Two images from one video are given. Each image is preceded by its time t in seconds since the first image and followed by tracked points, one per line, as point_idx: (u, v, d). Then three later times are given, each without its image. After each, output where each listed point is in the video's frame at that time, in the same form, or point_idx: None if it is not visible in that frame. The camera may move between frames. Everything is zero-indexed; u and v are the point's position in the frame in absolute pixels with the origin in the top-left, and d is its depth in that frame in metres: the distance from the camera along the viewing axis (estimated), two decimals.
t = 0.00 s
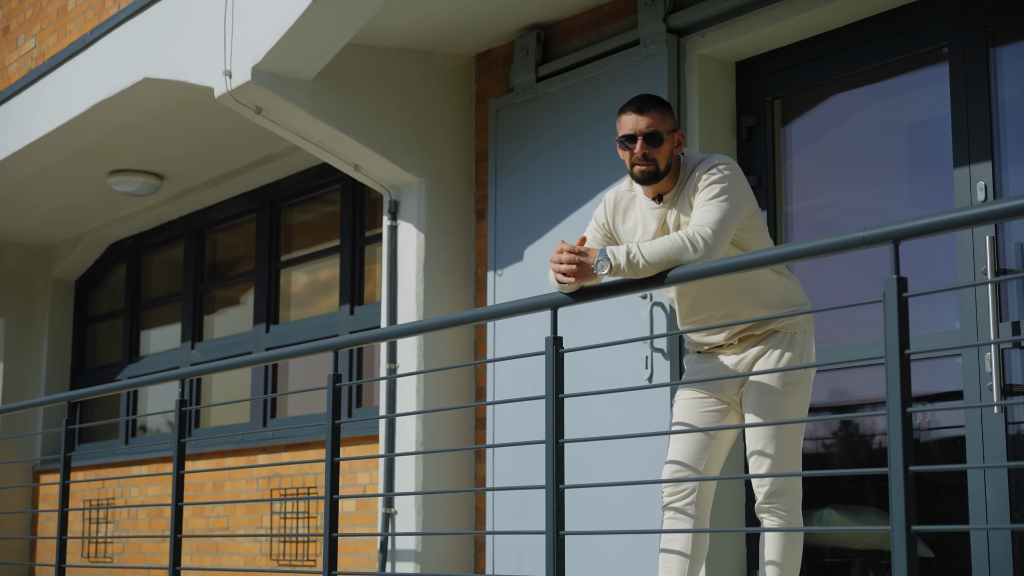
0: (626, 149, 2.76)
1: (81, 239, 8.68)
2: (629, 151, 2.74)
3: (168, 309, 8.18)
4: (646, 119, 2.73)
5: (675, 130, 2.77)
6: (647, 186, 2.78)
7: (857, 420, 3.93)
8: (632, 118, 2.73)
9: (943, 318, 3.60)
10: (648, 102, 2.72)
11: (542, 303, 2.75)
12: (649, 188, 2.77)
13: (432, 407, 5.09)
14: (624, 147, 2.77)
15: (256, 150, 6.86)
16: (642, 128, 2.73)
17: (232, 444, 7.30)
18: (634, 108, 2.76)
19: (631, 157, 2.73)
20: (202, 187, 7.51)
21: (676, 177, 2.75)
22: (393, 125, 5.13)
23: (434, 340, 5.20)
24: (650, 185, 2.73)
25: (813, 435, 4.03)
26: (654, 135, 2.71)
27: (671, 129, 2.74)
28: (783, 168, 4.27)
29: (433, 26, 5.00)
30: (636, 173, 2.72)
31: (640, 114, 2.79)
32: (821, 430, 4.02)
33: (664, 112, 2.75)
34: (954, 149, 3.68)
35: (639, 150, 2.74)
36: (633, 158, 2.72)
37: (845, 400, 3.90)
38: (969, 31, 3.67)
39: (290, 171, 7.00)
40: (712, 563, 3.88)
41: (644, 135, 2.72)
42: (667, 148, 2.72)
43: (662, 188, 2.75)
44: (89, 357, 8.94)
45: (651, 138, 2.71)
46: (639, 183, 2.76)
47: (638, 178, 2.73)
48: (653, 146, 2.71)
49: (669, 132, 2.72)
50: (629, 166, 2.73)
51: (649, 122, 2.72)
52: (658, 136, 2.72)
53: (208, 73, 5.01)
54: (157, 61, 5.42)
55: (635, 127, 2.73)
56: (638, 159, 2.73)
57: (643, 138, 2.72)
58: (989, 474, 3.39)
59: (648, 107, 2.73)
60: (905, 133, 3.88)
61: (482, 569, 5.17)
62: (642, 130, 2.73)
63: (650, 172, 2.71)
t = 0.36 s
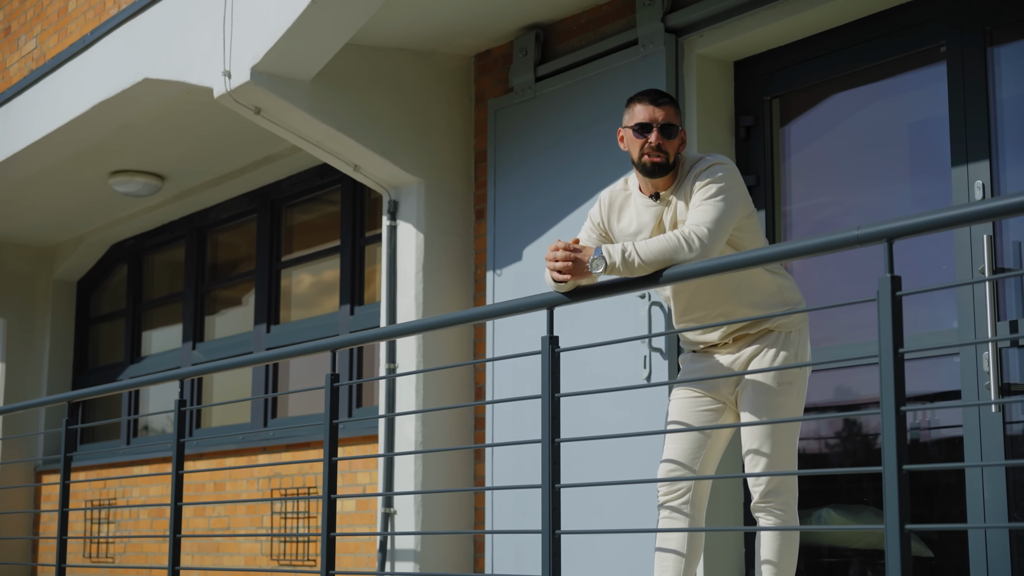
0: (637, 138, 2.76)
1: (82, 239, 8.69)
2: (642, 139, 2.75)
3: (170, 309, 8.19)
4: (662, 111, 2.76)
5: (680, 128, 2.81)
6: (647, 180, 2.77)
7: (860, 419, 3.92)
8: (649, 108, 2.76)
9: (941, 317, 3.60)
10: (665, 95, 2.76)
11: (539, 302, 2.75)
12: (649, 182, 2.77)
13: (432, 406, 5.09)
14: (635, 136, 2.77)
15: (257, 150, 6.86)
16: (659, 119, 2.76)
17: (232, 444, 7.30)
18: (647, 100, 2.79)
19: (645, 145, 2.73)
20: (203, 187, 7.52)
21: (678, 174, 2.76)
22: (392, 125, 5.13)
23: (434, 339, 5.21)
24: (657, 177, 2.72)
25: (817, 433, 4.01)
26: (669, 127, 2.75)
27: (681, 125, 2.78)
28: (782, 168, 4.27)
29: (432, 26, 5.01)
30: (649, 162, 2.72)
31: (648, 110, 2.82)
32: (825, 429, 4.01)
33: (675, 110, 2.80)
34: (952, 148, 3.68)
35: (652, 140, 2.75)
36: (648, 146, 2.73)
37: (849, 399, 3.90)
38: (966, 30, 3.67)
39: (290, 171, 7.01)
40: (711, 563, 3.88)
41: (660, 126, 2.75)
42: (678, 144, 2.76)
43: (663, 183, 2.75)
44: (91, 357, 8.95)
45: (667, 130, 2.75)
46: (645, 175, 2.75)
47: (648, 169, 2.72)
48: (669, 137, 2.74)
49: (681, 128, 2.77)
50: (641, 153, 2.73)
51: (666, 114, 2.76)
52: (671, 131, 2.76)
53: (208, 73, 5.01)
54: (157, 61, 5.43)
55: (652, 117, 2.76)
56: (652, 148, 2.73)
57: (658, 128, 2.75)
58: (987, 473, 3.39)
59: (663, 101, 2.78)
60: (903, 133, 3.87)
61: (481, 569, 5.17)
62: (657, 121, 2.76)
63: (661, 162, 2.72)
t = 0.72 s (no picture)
0: (635, 140, 2.75)
1: (85, 239, 8.70)
2: (641, 141, 2.74)
3: (172, 308, 8.20)
4: (659, 112, 2.75)
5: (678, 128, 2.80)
6: (647, 181, 2.77)
7: (863, 417, 3.92)
8: (647, 109, 2.74)
9: (940, 316, 3.61)
10: (663, 96, 2.74)
11: (537, 301, 2.75)
12: (649, 183, 2.77)
13: (432, 405, 5.10)
14: (633, 138, 2.76)
15: (259, 150, 6.87)
16: (656, 121, 2.74)
17: (234, 443, 7.32)
18: (643, 101, 2.77)
19: (645, 148, 2.72)
20: (206, 187, 7.53)
21: (677, 174, 2.76)
22: (393, 124, 5.14)
23: (434, 338, 5.21)
24: (658, 178, 2.72)
25: (821, 432, 4.01)
26: (667, 128, 2.74)
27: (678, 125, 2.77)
28: (782, 168, 4.27)
29: (432, 26, 5.01)
30: (648, 164, 2.71)
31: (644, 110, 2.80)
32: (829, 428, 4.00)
33: (672, 110, 2.79)
34: (951, 146, 3.68)
35: (651, 142, 2.74)
36: (647, 148, 2.72)
37: (854, 398, 3.90)
38: (965, 29, 3.67)
39: (292, 171, 7.02)
40: (711, 562, 3.88)
41: (657, 127, 2.74)
42: (677, 144, 2.75)
43: (663, 184, 2.75)
44: (94, 356, 8.97)
45: (666, 131, 2.73)
46: (645, 176, 2.74)
47: (648, 171, 2.72)
48: (667, 139, 2.73)
49: (680, 128, 2.76)
50: (641, 156, 2.72)
51: (663, 115, 2.75)
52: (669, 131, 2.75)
53: (209, 73, 5.02)
54: (158, 61, 5.43)
55: (649, 119, 2.74)
56: (652, 150, 2.72)
57: (657, 129, 2.73)
58: (986, 471, 3.39)
59: (661, 101, 2.76)
60: (903, 132, 3.88)
61: (482, 568, 5.17)
62: (656, 122, 2.74)
63: (661, 164, 2.71)
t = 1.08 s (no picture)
0: (627, 143, 2.76)
1: (88, 240, 8.72)
2: (631, 144, 2.74)
3: (175, 309, 8.22)
4: (649, 115, 2.74)
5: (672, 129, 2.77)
6: (641, 183, 2.78)
7: (865, 417, 3.92)
8: (636, 112, 2.73)
9: (939, 315, 3.61)
10: (653, 98, 2.73)
11: (534, 301, 2.75)
12: (643, 185, 2.78)
13: (432, 406, 5.11)
14: (626, 141, 2.77)
15: (260, 151, 6.88)
16: (645, 124, 2.73)
17: (236, 444, 7.33)
18: (635, 103, 2.77)
19: (634, 151, 2.72)
20: (207, 188, 7.54)
21: (671, 175, 2.76)
22: (393, 125, 5.15)
23: (434, 339, 5.22)
24: (649, 180, 2.73)
25: (826, 432, 4.01)
26: (657, 131, 2.73)
27: (670, 126, 2.75)
28: (781, 168, 4.28)
29: (432, 27, 5.02)
30: (637, 167, 2.72)
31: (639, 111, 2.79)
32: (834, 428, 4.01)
33: (665, 110, 2.77)
34: (950, 147, 3.68)
35: (641, 145, 2.74)
36: (637, 151, 2.72)
37: (859, 398, 3.90)
38: (963, 28, 3.67)
39: (294, 172, 7.03)
40: (710, 562, 3.89)
41: (647, 130, 2.73)
42: (668, 146, 2.74)
43: (656, 185, 2.76)
44: (97, 357, 8.99)
45: (655, 133, 2.72)
46: (638, 178, 2.75)
47: (638, 173, 2.73)
48: (655, 142, 2.72)
49: (671, 130, 2.74)
50: (631, 159, 2.73)
51: (652, 118, 2.73)
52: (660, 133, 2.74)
53: (209, 74, 5.03)
54: (158, 63, 5.45)
55: (640, 122, 2.74)
56: (642, 153, 2.73)
57: (646, 132, 2.73)
58: (984, 470, 3.40)
59: (651, 103, 2.74)
60: (901, 132, 3.88)
61: (482, 568, 5.18)
62: (645, 125, 2.73)
63: (650, 167, 2.72)
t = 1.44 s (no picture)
0: (635, 143, 2.76)
1: (92, 241, 8.73)
2: (638, 144, 2.74)
3: (179, 309, 8.23)
4: (659, 116, 2.74)
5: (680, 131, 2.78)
6: (645, 183, 2.78)
7: (869, 416, 3.91)
8: (648, 112, 2.73)
9: (941, 315, 3.61)
10: (666, 99, 2.73)
11: (536, 301, 2.74)
12: (648, 185, 2.77)
13: (435, 405, 5.12)
14: (633, 140, 2.77)
15: (264, 151, 6.89)
16: (654, 124, 2.74)
17: (240, 444, 7.34)
18: (646, 103, 2.77)
19: (642, 151, 2.72)
20: (211, 188, 7.55)
21: (677, 177, 2.76)
22: (396, 125, 5.15)
23: (437, 338, 5.22)
24: (655, 182, 2.73)
25: (830, 432, 4.01)
26: (667, 133, 2.73)
27: (679, 128, 2.75)
28: (785, 168, 4.28)
29: (435, 27, 5.02)
30: (643, 168, 2.72)
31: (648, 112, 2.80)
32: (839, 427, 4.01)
33: (675, 113, 2.77)
34: (952, 147, 3.68)
35: (649, 146, 2.74)
36: (644, 152, 2.72)
37: (863, 397, 3.90)
38: (967, 28, 3.66)
39: (297, 172, 7.04)
40: (713, 562, 3.89)
41: (655, 131, 2.73)
42: (676, 149, 2.74)
43: (661, 186, 2.75)
44: (101, 358, 9.01)
45: (664, 135, 2.73)
46: (643, 179, 2.75)
47: (643, 174, 2.73)
48: (663, 143, 2.72)
49: (681, 133, 2.75)
50: (638, 159, 2.73)
51: (661, 120, 2.73)
52: (669, 136, 2.74)
53: (212, 75, 5.03)
54: (162, 63, 5.45)
55: (649, 122, 2.74)
56: (649, 154, 2.72)
57: (656, 134, 2.73)
58: (987, 470, 3.39)
59: (662, 104, 2.75)
60: (904, 131, 3.88)
61: (486, 568, 5.18)
62: (655, 126, 2.74)
63: (658, 169, 2.72)
